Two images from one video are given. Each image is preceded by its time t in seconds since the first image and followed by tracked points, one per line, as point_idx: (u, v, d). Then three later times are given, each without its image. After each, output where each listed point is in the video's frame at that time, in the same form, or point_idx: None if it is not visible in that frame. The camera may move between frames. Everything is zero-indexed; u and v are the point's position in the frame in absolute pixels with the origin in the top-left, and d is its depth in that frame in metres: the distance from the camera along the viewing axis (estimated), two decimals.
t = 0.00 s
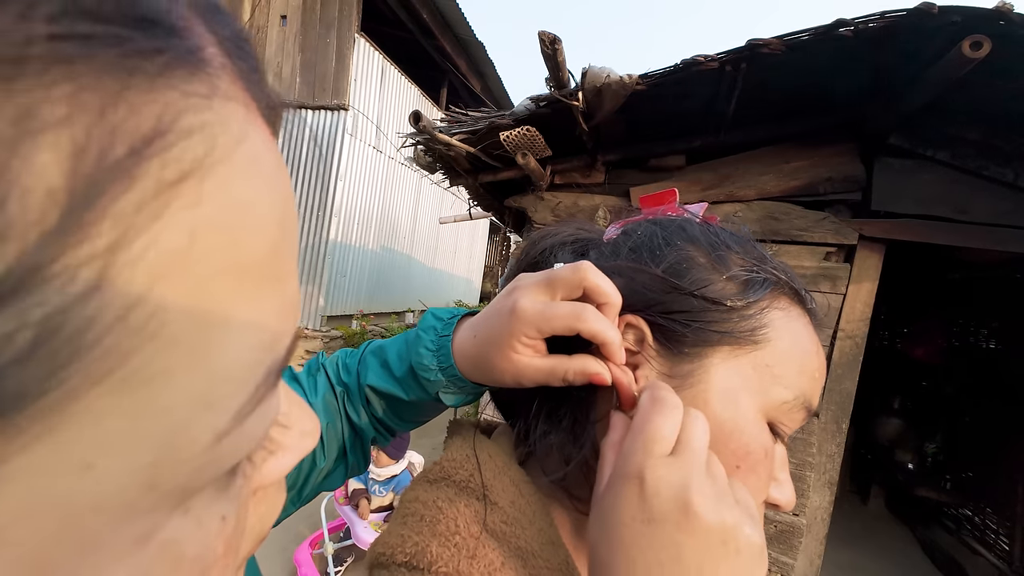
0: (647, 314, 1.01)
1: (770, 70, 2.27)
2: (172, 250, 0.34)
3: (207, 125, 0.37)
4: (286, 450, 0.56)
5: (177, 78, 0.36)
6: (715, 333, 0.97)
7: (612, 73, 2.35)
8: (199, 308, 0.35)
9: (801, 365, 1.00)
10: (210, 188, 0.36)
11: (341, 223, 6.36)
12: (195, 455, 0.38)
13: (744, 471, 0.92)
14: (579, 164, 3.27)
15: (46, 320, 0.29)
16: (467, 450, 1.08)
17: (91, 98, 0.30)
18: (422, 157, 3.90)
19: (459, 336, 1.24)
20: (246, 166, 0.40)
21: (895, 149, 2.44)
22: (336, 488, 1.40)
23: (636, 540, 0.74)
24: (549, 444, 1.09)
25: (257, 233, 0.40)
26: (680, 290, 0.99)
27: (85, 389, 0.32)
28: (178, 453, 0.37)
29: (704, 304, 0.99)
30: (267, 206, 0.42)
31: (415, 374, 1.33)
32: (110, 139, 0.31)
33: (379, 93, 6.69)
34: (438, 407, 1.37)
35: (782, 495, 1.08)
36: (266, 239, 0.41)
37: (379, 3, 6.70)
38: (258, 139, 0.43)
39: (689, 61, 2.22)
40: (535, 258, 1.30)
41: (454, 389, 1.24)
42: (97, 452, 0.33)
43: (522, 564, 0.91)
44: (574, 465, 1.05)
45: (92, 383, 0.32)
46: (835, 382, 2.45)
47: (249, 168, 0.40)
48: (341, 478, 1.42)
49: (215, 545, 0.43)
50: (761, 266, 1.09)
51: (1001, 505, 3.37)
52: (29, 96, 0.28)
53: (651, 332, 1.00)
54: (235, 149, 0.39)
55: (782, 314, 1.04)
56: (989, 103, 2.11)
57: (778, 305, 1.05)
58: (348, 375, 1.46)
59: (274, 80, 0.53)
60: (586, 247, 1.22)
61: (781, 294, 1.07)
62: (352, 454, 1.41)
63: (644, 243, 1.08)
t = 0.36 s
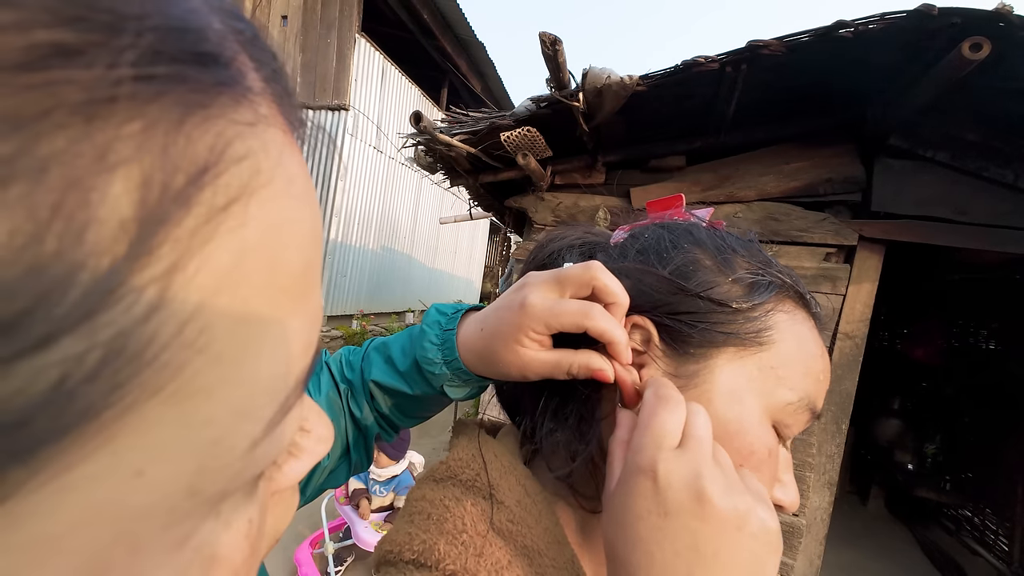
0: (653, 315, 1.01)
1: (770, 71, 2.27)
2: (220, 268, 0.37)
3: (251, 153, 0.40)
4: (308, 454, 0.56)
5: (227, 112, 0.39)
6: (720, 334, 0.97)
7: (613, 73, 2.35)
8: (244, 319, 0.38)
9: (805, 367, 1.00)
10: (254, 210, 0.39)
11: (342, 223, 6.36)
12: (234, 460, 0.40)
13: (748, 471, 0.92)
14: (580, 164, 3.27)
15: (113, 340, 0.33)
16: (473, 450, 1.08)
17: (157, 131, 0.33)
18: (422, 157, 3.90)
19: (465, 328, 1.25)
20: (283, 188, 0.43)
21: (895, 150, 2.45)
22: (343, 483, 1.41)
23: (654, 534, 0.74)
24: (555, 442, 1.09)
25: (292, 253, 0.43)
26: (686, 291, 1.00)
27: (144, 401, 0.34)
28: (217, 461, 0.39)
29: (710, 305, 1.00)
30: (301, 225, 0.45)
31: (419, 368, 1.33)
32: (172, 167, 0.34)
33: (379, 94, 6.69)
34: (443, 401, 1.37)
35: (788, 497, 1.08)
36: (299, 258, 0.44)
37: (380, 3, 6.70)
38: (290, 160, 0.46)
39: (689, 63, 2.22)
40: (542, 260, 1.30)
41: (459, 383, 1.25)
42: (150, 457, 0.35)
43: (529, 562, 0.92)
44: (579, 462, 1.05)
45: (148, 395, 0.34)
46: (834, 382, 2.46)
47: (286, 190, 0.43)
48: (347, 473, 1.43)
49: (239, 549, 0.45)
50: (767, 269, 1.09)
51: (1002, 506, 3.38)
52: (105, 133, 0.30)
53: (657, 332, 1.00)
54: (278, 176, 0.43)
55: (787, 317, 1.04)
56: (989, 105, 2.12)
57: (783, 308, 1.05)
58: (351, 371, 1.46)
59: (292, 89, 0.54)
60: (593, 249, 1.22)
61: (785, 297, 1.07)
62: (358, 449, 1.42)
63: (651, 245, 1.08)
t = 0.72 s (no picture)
0: (655, 317, 1.01)
1: (769, 72, 2.28)
2: (224, 263, 0.37)
3: (255, 154, 0.41)
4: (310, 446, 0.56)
5: (231, 112, 0.40)
6: (721, 337, 0.98)
7: (613, 74, 2.35)
8: (245, 314, 0.38)
9: (806, 369, 1.01)
10: (260, 208, 0.40)
11: (342, 223, 6.36)
12: (236, 453, 0.41)
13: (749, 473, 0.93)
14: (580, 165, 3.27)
15: (122, 330, 0.33)
16: (473, 451, 1.08)
17: (165, 131, 0.34)
18: (422, 158, 3.90)
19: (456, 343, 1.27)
20: (286, 187, 0.44)
21: (893, 151, 2.45)
22: (337, 485, 1.42)
23: (642, 544, 0.75)
24: (555, 444, 1.09)
25: (294, 250, 0.43)
26: (687, 294, 1.00)
27: (153, 389, 0.35)
28: (221, 454, 0.40)
29: (711, 308, 1.00)
30: (301, 221, 0.45)
31: (413, 378, 1.34)
32: (178, 167, 0.35)
33: (380, 94, 6.70)
34: (436, 410, 1.39)
35: (788, 497, 1.07)
36: (302, 255, 0.45)
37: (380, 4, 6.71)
38: (292, 160, 0.46)
39: (689, 64, 2.23)
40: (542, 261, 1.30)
41: (453, 393, 1.28)
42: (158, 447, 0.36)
43: (527, 564, 0.92)
44: (580, 463, 1.06)
45: (155, 387, 0.35)
46: (834, 383, 2.46)
47: (290, 190, 0.44)
48: (341, 476, 1.44)
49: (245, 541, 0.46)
50: (767, 271, 1.10)
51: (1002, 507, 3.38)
52: (115, 134, 0.32)
53: (658, 336, 1.00)
54: (278, 175, 0.43)
55: (788, 319, 1.04)
56: (988, 106, 2.12)
57: (784, 309, 1.06)
58: (346, 376, 1.46)
59: (294, 90, 0.55)
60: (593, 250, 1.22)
61: (786, 299, 1.08)
62: (353, 452, 1.42)
63: (652, 248, 1.08)
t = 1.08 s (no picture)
0: (660, 314, 1.01)
1: (769, 72, 2.28)
2: (172, 259, 0.34)
3: (218, 128, 0.38)
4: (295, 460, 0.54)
5: (186, 78, 0.37)
6: (727, 333, 0.98)
7: (613, 74, 2.35)
8: (205, 316, 0.35)
9: (813, 364, 1.01)
10: (218, 197, 0.37)
11: (343, 222, 6.37)
12: (198, 475, 0.37)
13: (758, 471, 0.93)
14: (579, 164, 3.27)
15: (33, 339, 0.30)
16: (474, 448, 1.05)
17: (90, 96, 0.31)
18: (422, 157, 3.90)
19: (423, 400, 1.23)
20: (257, 171, 0.40)
21: (892, 150, 2.45)
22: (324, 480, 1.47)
23: (661, 557, 0.75)
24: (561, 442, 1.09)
25: (268, 238, 0.40)
26: (692, 289, 1.00)
27: (81, 411, 0.32)
28: (178, 473, 0.36)
29: (717, 303, 1.00)
30: (277, 204, 0.42)
31: (384, 410, 1.33)
32: (111, 140, 0.32)
33: (380, 94, 6.72)
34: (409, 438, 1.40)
35: (797, 495, 1.06)
36: (278, 243, 0.41)
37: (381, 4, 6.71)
38: (265, 140, 0.42)
39: (689, 63, 2.22)
40: (545, 258, 1.30)
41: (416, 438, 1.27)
42: (89, 478, 0.33)
43: (529, 562, 0.92)
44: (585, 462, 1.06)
45: (87, 406, 0.32)
46: (834, 382, 2.46)
47: (261, 176, 0.40)
48: (329, 472, 1.49)
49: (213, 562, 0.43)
50: (773, 266, 1.10)
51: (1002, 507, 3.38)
52: (21, 95, 0.29)
53: (663, 333, 0.99)
54: (250, 152, 0.40)
55: (793, 313, 1.05)
56: (988, 106, 2.12)
57: (789, 304, 1.06)
58: (332, 381, 1.46)
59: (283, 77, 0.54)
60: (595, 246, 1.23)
61: (791, 294, 1.08)
62: (340, 454, 1.46)
63: (656, 243, 1.08)
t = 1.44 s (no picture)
0: (667, 314, 1.00)
1: (769, 73, 2.29)
2: (149, 286, 0.30)
3: (201, 129, 0.34)
4: (298, 472, 0.51)
5: (162, 74, 0.33)
6: (733, 333, 0.99)
7: (614, 74, 2.36)
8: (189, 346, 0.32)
9: (819, 364, 1.02)
10: (204, 210, 0.33)
11: (344, 221, 6.38)
12: (183, 519, 0.34)
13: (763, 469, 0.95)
14: (580, 165, 3.26)
15: None
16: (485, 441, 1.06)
17: (38, 96, 0.27)
18: (423, 156, 3.90)
19: (428, 369, 1.22)
20: (248, 178, 0.36)
21: (892, 151, 2.45)
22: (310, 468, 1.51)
23: (686, 563, 0.74)
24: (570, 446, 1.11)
25: (259, 252, 0.36)
26: (699, 290, 1.00)
27: (45, 465, 0.29)
28: (161, 522, 0.33)
29: (723, 304, 1.00)
30: (271, 211, 0.38)
31: (381, 394, 1.37)
32: (69, 148, 0.28)
33: (381, 94, 6.73)
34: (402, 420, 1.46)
35: (802, 494, 1.06)
36: (271, 256, 0.37)
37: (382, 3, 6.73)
38: (256, 140, 0.38)
39: (690, 64, 2.23)
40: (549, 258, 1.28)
41: (416, 418, 1.33)
42: (57, 535, 0.30)
43: (536, 559, 0.93)
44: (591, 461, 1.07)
45: (55, 457, 0.29)
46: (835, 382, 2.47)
47: (251, 183, 0.37)
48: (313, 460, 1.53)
49: None
50: (779, 267, 1.10)
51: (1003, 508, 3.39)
52: None
53: (668, 332, 1.00)
54: (239, 156, 0.36)
55: (799, 314, 1.05)
56: (990, 107, 2.13)
57: (795, 305, 1.06)
58: (315, 373, 1.47)
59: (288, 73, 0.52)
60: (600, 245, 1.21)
61: (797, 295, 1.09)
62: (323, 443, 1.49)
63: (663, 243, 1.07)
